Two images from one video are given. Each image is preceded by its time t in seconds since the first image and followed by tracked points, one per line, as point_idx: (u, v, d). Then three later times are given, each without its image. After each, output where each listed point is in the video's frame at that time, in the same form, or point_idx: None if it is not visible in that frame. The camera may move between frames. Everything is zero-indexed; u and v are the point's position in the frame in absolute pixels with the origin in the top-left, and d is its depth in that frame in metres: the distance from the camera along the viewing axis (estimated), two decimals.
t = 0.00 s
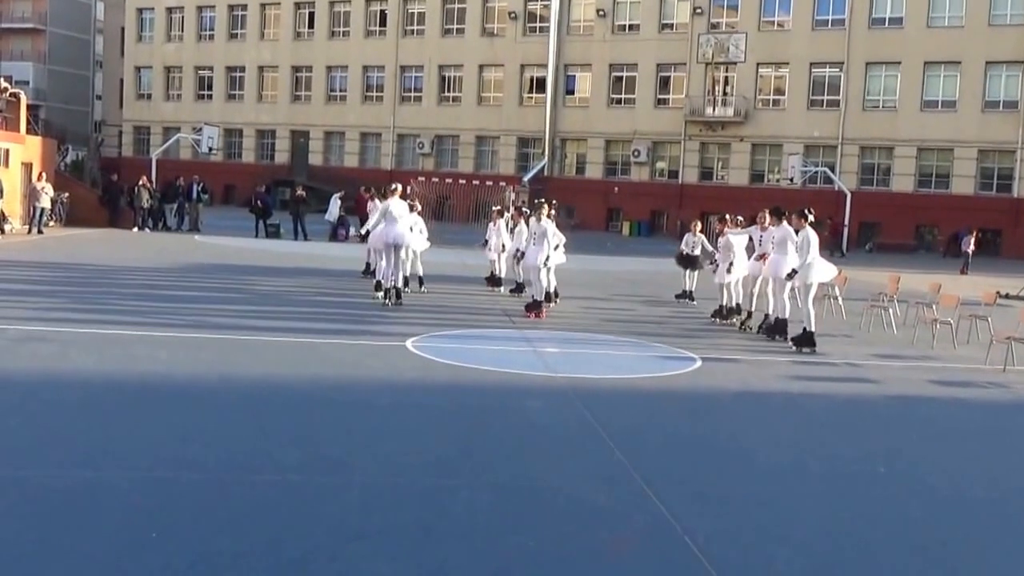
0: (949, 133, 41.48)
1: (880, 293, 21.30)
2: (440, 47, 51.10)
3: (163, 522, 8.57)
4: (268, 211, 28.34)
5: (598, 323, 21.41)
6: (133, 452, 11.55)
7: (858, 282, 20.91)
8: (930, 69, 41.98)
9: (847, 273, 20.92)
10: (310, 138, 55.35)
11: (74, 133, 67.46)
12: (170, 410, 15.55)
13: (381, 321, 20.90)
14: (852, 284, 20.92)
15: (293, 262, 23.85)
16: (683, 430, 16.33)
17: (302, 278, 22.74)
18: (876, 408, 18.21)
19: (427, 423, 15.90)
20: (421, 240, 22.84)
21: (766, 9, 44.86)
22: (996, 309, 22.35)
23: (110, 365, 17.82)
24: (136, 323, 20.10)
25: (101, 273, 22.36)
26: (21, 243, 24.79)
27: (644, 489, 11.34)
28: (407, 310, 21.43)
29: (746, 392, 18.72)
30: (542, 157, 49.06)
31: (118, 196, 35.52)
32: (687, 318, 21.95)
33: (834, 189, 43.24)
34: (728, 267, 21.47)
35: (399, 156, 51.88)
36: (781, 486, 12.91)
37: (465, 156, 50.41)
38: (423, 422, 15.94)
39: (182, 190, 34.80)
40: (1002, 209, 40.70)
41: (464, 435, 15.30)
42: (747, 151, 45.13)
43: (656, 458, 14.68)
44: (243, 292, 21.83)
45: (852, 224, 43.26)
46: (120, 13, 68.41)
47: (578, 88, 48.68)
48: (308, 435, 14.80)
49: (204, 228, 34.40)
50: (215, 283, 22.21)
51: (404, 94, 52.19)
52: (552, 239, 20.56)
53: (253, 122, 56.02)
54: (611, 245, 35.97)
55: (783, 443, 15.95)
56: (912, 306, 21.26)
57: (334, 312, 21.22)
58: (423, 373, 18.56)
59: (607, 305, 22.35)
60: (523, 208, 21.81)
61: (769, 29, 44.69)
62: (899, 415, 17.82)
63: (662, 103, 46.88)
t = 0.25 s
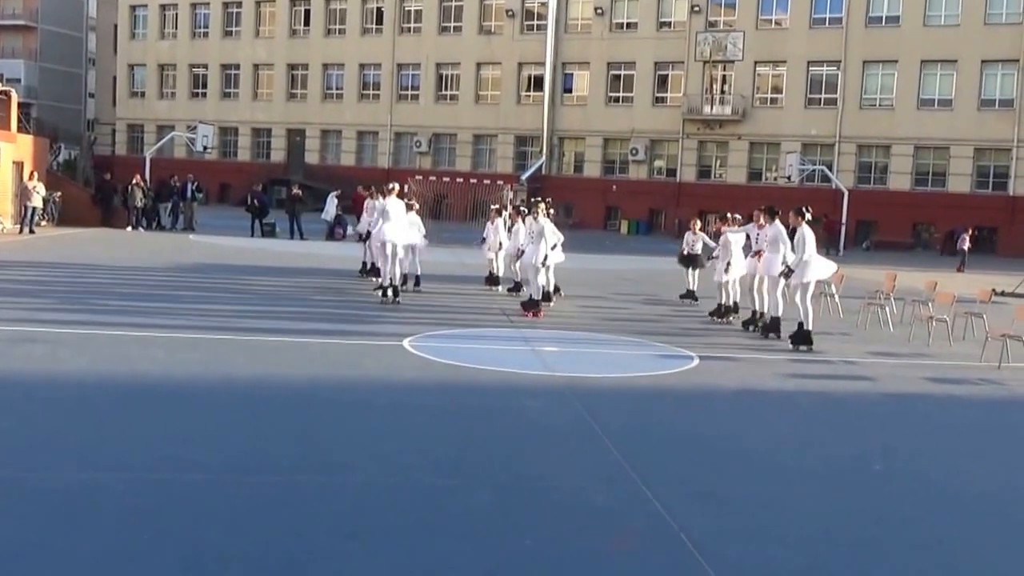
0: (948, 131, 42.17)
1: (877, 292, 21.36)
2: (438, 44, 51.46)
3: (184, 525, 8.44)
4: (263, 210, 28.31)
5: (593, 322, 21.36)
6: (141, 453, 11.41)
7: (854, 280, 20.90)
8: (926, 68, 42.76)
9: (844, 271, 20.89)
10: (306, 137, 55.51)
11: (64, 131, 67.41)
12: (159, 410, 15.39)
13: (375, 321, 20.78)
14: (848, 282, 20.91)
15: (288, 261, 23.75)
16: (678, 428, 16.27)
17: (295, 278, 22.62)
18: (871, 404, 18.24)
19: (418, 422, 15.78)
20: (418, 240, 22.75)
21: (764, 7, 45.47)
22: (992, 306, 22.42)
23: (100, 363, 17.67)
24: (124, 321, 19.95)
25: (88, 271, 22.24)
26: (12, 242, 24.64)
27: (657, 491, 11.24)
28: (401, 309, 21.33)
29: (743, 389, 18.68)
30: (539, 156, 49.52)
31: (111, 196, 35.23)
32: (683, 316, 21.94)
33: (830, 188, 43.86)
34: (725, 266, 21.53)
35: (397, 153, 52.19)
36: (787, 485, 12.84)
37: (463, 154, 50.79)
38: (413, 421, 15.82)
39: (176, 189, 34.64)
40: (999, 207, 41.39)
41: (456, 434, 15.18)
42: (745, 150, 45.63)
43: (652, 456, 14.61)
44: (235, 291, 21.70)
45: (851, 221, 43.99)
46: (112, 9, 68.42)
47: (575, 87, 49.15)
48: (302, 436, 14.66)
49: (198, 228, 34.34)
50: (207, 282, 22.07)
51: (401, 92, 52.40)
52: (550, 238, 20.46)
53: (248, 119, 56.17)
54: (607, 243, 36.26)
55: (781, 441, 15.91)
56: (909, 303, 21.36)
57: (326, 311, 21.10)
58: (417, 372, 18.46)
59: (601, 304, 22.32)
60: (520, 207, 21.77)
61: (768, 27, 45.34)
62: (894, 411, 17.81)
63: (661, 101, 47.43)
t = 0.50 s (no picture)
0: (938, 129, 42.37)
1: (866, 290, 21.33)
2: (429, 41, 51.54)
3: (198, 535, 8.28)
4: (253, 209, 28.18)
5: (582, 319, 21.24)
6: (140, 459, 11.23)
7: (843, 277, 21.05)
8: (916, 65, 42.87)
9: (834, 268, 21.00)
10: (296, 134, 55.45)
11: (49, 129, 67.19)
12: (141, 411, 15.20)
13: (361, 319, 20.62)
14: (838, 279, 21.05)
15: (276, 260, 23.58)
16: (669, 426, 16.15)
17: (281, 277, 22.45)
18: (861, 399, 18.17)
19: (404, 423, 15.61)
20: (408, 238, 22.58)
21: (755, 5, 45.61)
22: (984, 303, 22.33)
23: (83, 362, 17.48)
24: (107, 319, 19.75)
25: (71, 271, 22.01)
26: None
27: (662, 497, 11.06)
28: (389, 307, 21.18)
29: (734, 384, 18.58)
30: (531, 153, 49.73)
31: (98, 194, 35.18)
32: (672, 313, 21.86)
33: (821, 184, 44.17)
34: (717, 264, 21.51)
35: (388, 151, 52.26)
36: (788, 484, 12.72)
37: (454, 151, 50.90)
38: (399, 422, 15.64)
39: (163, 186, 34.51)
40: (990, 204, 41.43)
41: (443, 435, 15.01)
42: (738, 148, 45.91)
43: (644, 456, 14.48)
44: (220, 290, 21.51)
45: (843, 219, 44.11)
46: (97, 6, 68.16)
47: (567, 84, 49.34)
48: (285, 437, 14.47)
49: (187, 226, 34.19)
50: (192, 281, 21.89)
51: (391, 89, 52.44)
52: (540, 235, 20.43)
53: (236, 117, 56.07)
54: (597, 241, 36.44)
55: (775, 438, 15.82)
56: (898, 300, 21.33)
57: (311, 309, 20.92)
58: (404, 370, 18.29)
59: (590, 301, 22.21)
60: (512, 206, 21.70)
61: (758, 25, 45.52)
62: (885, 405, 17.74)
63: (653, 99, 47.68)
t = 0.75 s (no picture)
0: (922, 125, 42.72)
1: (851, 286, 21.27)
2: (413, 38, 51.24)
3: (204, 543, 8.09)
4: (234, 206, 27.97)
5: (566, 314, 21.10)
6: (136, 465, 11.02)
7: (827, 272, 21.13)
8: (900, 62, 43.22)
9: (817, 262, 21.12)
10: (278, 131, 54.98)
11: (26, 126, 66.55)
12: (123, 411, 14.97)
13: (342, 316, 20.41)
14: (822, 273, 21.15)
15: (257, 257, 23.36)
16: (656, 424, 16.01)
17: (262, 275, 22.23)
18: (847, 393, 18.08)
19: (387, 422, 15.41)
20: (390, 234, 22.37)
21: (740, 2, 45.61)
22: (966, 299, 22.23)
23: (62, 362, 17.26)
24: (84, 318, 19.51)
25: (48, 270, 21.76)
26: None
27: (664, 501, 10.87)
28: (370, 304, 20.97)
29: (718, 378, 18.47)
30: (517, 150, 49.54)
31: (78, 191, 35.01)
32: (655, 309, 21.75)
33: (806, 181, 44.51)
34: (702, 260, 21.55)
35: (372, 149, 51.92)
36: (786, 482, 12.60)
37: (440, 148, 50.63)
38: (383, 422, 15.45)
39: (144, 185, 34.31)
40: (975, 200, 41.85)
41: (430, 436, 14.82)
42: (722, 144, 46.00)
43: (634, 453, 14.34)
44: (199, 289, 21.28)
45: (827, 215, 44.45)
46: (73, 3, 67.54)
47: (552, 80, 49.17)
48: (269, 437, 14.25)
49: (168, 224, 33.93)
50: (170, 280, 21.66)
51: (375, 86, 52.09)
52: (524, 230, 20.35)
53: (216, 114, 55.58)
54: (583, 238, 36.40)
55: (762, 434, 15.71)
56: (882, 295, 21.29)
57: (291, 307, 20.71)
58: (386, 368, 18.11)
59: (573, 297, 22.07)
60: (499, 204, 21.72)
61: (744, 22, 45.50)
62: (869, 400, 17.67)
63: (638, 95, 47.64)
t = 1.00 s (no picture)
0: (903, 120, 42.75)
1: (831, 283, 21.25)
2: (393, 33, 51.07)
3: (190, 544, 7.96)
4: (215, 203, 27.84)
5: (546, 310, 21.01)
6: (120, 465, 10.89)
7: (809, 268, 21.05)
8: (880, 57, 43.26)
9: (799, 259, 21.03)
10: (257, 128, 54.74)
11: (4, 123, 66.25)
12: (101, 410, 14.84)
13: (320, 314, 20.29)
14: (804, 270, 21.06)
15: (236, 255, 23.22)
16: (639, 422, 15.92)
17: (240, 272, 22.08)
18: (828, 389, 18.03)
19: (367, 421, 15.27)
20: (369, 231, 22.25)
21: None
22: (948, 294, 22.21)
23: (40, 361, 17.09)
24: (59, 316, 19.35)
25: (27, 268, 21.58)
26: None
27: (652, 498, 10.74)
28: (348, 301, 20.85)
29: (699, 375, 18.41)
30: (497, 146, 49.45)
31: (55, 189, 34.82)
32: (636, 305, 21.70)
33: (787, 176, 44.31)
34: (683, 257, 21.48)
35: (352, 145, 51.75)
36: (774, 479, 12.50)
37: (420, 144, 50.51)
38: (363, 420, 15.32)
39: (122, 182, 34.15)
40: (953, 196, 41.88)
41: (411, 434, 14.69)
42: (702, 139, 46.05)
43: (618, 451, 14.24)
44: (177, 287, 21.13)
45: (808, 211, 44.57)
46: None
47: (532, 76, 49.07)
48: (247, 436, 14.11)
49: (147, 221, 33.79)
50: (148, 278, 21.51)
51: (355, 82, 51.89)
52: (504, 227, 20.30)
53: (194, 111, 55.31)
54: (563, 234, 36.46)
55: (745, 432, 15.62)
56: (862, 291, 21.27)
57: (268, 305, 20.58)
58: (365, 366, 17.99)
59: (554, 294, 21.99)
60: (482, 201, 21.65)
61: (724, 17, 45.52)
62: (851, 398, 17.62)
63: (618, 91, 47.60)
